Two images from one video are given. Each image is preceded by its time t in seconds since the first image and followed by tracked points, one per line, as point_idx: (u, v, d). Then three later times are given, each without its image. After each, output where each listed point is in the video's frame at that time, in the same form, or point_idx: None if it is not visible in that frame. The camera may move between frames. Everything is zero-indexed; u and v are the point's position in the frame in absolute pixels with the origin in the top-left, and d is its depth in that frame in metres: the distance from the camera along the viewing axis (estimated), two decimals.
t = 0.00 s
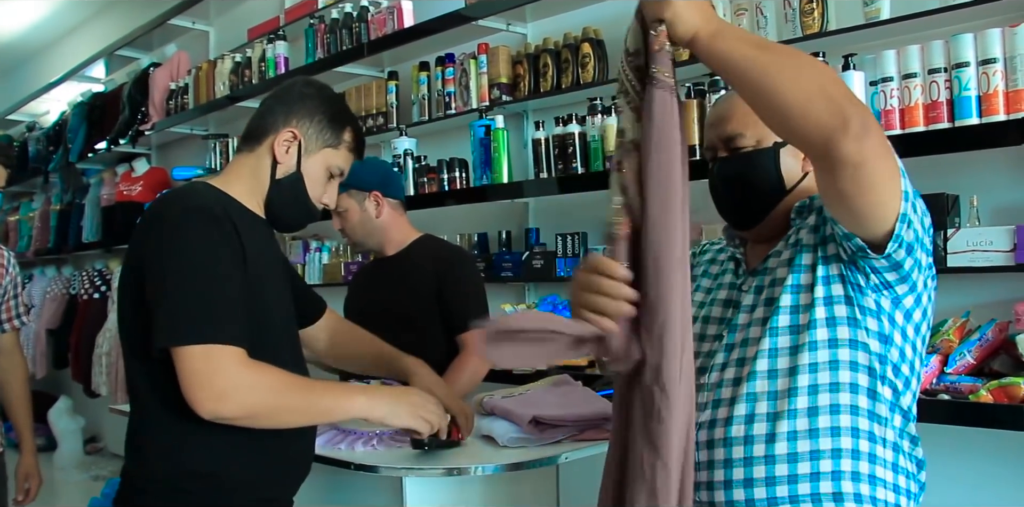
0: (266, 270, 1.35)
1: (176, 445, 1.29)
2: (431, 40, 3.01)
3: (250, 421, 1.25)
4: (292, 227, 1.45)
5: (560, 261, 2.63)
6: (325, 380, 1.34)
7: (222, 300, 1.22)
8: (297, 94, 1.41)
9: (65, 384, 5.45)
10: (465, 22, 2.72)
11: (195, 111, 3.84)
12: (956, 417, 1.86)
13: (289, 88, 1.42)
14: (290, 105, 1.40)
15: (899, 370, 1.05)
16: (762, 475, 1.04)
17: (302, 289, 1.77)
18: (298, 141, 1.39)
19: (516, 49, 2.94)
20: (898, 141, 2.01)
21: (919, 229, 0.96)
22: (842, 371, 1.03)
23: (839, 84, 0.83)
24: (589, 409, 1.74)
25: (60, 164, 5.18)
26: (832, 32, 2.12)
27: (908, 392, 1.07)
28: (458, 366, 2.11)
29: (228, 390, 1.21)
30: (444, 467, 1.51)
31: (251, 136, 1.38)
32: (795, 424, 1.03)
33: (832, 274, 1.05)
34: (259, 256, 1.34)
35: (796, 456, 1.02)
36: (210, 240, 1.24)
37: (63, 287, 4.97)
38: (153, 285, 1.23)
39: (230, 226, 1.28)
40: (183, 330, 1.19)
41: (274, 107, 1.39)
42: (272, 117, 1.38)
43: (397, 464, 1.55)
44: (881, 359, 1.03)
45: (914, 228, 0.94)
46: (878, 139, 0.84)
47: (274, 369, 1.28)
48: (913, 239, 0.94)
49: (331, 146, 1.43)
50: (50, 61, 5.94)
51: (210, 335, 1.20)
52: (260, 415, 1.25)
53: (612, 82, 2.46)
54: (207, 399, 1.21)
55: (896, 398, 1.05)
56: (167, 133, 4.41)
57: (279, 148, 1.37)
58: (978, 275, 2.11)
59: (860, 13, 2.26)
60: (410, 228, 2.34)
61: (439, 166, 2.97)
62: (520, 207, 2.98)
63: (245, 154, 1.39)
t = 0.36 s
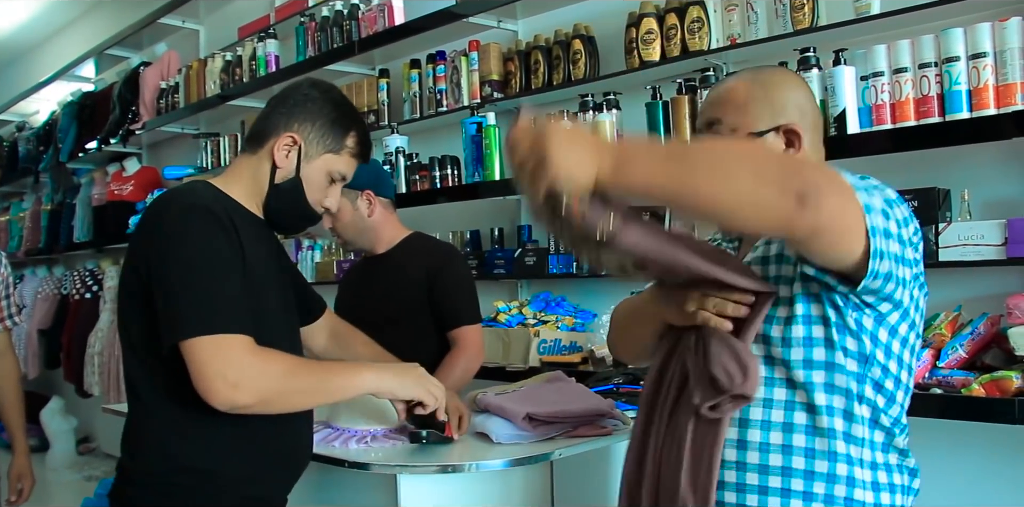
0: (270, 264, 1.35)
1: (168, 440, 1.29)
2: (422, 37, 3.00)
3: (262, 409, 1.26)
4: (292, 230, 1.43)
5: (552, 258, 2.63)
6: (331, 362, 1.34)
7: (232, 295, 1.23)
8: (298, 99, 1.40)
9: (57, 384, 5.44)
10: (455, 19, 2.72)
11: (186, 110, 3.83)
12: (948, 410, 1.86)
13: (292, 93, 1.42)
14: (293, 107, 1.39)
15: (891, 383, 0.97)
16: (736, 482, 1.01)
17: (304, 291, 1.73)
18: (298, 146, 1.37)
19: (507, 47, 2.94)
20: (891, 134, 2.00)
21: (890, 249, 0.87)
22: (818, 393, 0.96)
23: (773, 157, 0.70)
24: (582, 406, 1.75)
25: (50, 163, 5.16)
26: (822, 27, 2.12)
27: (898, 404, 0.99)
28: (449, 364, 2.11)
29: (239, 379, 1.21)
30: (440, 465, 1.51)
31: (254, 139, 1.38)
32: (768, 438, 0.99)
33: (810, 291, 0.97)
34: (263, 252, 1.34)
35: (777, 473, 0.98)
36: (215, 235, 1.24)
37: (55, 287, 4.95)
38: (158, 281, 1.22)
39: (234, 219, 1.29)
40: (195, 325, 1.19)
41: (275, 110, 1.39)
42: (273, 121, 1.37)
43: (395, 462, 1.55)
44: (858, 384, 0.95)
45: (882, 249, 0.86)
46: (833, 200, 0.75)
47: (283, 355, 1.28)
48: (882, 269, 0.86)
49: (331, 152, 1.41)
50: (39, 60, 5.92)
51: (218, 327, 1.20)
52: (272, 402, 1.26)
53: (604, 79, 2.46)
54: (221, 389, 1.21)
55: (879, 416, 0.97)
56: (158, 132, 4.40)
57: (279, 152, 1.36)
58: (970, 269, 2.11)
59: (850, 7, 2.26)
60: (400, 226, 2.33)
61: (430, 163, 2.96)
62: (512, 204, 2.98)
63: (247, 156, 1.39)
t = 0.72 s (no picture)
0: (270, 261, 1.36)
1: (170, 432, 1.29)
2: (422, 34, 3.00)
3: (257, 402, 1.24)
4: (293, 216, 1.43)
5: (552, 255, 2.64)
6: (332, 375, 1.34)
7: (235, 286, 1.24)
8: (278, 87, 1.38)
9: (56, 380, 5.44)
10: (454, 15, 2.72)
11: (186, 106, 3.83)
12: (948, 407, 1.86)
13: (275, 79, 1.40)
14: (274, 95, 1.37)
15: (863, 412, 1.00)
16: (717, 491, 1.09)
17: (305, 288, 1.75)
18: (281, 132, 1.36)
19: (507, 43, 2.93)
20: (892, 131, 2.00)
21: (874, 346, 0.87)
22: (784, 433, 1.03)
23: (747, 392, 0.84)
24: (581, 402, 1.74)
25: (49, 159, 5.16)
26: (823, 24, 2.11)
27: (875, 424, 1.03)
28: (447, 359, 2.11)
29: (238, 365, 1.20)
30: (439, 460, 1.51)
31: (242, 131, 1.38)
32: (731, 467, 1.08)
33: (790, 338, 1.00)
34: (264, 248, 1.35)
35: (743, 482, 1.07)
36: (218, 228, 1.25)
37: (54, 283, 4.95)
38: (160, 269, 1.23)
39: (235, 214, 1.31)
40: (196, 312, 1.19)
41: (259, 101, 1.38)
42: (257, 110, 1.36)
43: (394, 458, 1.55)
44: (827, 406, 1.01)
45: (870, 362, 0.87)
46: (824, 388, 0.82)
47: (282, 354, 1.29)
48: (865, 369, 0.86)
49: (317, 132, 1.39)
50: (38, 56, 5.91)
51: (220, 314, 1.21)
52: (268, 393, 1.24)
53: (604, 75, 2.46)
54: (219, 374, 1.20)
55: (850, 435, 1.02)
56: (157, 128, 4.40)
57: (262, 140, 1.35)
58: (971, 267, 2.10)
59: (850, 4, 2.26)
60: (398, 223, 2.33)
61: (430, 159, 2.96)
62: (511, 200, 2.98)
63: (237, 148, 1.39)
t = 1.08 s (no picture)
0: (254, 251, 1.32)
1: (168, 426, 1.29)
2: (422, 29, 3.00)
3: (205, 405, 1.17)
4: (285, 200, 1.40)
5: (552, 251, 2.63)
6: (299, 374, 1.25)
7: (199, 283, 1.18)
8: (250, 75, 1.34)
9: (55, 373, 5.44)
10: (455, 11, 2.72)
11: (185, 100, 3.82)
12: (946, 404, 1.86)
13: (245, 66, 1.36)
14: (246, 86, 1.33)
15: (868, 425, 0.99)
16: None
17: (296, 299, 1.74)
18: (255, 116, 1.34)
19: (507, 39, 2.93)
20: (892, 129, 2.00)
21: (850, 365, 0.88)
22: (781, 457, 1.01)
23: (700, 396, 0.86)
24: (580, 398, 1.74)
25: (48, 153, 5.16)
26: (824, 21, 2.11)
27: (882, 438, 1.02)
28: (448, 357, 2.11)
29: (185, 368, 1.14)
30: (439, 455, 1.51)
31: (224, 126, 1.38)
32: (731, 489, 1.06)
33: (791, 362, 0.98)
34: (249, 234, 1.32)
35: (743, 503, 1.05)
36: (189, 223, 1.20)
37: (54, 277, 4.95)
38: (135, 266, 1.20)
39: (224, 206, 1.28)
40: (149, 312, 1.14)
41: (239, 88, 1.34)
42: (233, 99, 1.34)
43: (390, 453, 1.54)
44: (829, 424, 1.00)
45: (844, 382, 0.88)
46: (776, 406, 0.84)
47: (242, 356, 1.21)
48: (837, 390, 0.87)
49: (293, 108, 1.35)
50: (37, 49, 5.90)
51: (180, 316, 1.15)
52: (215, 398, 1.17)
53: (604, 71, 2.46)
54: (167, 378, 1.13)
55: (853, 452, 1.01)
56: (157, 122, 4.39)
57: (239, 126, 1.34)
58: (970, 264, 2.11)
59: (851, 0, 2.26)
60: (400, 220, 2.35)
61: (430, 155, 2.96)
62: (511, 196, 2.98)
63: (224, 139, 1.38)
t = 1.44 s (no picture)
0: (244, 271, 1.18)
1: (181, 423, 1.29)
2: (431, 28, 3.00)
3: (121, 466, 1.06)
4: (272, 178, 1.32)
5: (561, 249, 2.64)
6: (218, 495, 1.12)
7: (159, 321, 1.05)
8: (208, 51, 1.22)
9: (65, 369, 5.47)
10: (465, 10, 2.72)
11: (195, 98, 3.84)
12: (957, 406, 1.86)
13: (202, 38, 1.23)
14: (204, 62, 1.21)
15: (901, 435, 0.99)
16: None
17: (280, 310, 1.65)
18: (228, 96, 1.22)
19: (516, 37, 2.93)
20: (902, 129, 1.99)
21: (885, 373, 0.87)
22: (808, 474, 1.00)
23: (744, 389, 0.85)
24: (590, 396, 1.75)
25: (59, 150, 5.18)
26: (835, 20, 2.11)
27: (914, 451, 1.01)
28: (462, 356, 2.15)
29: (127, 402, 1.04)
30: (451, 452, 1.52)
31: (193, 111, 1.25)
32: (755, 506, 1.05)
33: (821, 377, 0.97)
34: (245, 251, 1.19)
35: None
36: (187, 261, 1.09)
37: (63, 273, 4.98)
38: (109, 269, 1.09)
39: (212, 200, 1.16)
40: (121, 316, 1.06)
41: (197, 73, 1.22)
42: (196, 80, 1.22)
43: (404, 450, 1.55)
44: (858, 438, 0.99)
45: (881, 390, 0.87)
46: (814, 411, 0.83)
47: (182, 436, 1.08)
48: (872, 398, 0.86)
49: (264, 79, 1.24)
50: (48, 46, 5.93)
51: (151, 354, 1.05)
52: (135, 464, 1.04)
53: (614, 70, 2.46)
54: (112, 413, 1.05)
55: (883, 468, 1.00)
56: (166, 120, 4.41)
57: (212, 110, 1.22)
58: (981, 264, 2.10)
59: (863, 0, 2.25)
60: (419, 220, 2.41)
61: (439, 153, 2.97)
62: (520, 194, 2.98)
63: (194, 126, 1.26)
